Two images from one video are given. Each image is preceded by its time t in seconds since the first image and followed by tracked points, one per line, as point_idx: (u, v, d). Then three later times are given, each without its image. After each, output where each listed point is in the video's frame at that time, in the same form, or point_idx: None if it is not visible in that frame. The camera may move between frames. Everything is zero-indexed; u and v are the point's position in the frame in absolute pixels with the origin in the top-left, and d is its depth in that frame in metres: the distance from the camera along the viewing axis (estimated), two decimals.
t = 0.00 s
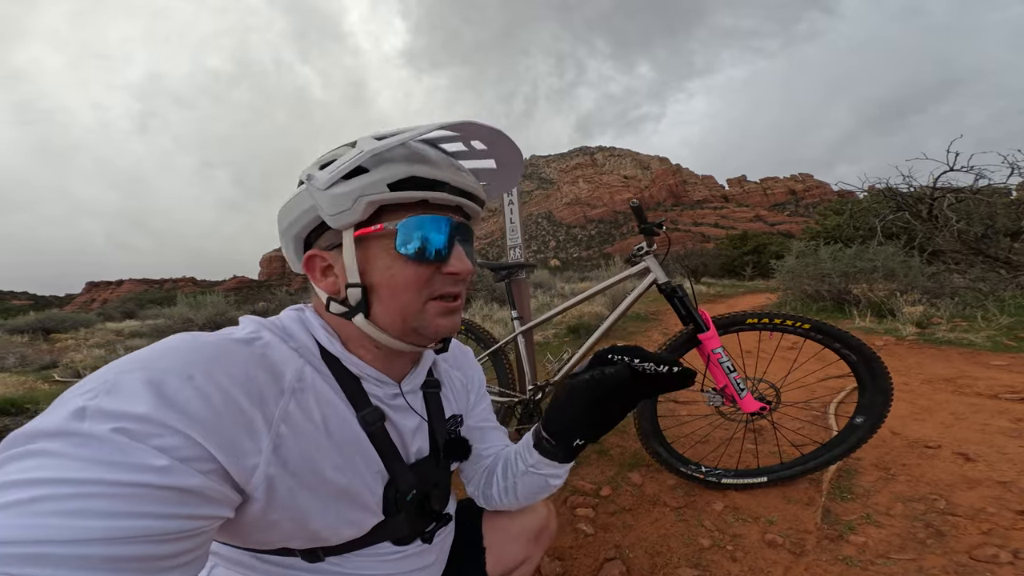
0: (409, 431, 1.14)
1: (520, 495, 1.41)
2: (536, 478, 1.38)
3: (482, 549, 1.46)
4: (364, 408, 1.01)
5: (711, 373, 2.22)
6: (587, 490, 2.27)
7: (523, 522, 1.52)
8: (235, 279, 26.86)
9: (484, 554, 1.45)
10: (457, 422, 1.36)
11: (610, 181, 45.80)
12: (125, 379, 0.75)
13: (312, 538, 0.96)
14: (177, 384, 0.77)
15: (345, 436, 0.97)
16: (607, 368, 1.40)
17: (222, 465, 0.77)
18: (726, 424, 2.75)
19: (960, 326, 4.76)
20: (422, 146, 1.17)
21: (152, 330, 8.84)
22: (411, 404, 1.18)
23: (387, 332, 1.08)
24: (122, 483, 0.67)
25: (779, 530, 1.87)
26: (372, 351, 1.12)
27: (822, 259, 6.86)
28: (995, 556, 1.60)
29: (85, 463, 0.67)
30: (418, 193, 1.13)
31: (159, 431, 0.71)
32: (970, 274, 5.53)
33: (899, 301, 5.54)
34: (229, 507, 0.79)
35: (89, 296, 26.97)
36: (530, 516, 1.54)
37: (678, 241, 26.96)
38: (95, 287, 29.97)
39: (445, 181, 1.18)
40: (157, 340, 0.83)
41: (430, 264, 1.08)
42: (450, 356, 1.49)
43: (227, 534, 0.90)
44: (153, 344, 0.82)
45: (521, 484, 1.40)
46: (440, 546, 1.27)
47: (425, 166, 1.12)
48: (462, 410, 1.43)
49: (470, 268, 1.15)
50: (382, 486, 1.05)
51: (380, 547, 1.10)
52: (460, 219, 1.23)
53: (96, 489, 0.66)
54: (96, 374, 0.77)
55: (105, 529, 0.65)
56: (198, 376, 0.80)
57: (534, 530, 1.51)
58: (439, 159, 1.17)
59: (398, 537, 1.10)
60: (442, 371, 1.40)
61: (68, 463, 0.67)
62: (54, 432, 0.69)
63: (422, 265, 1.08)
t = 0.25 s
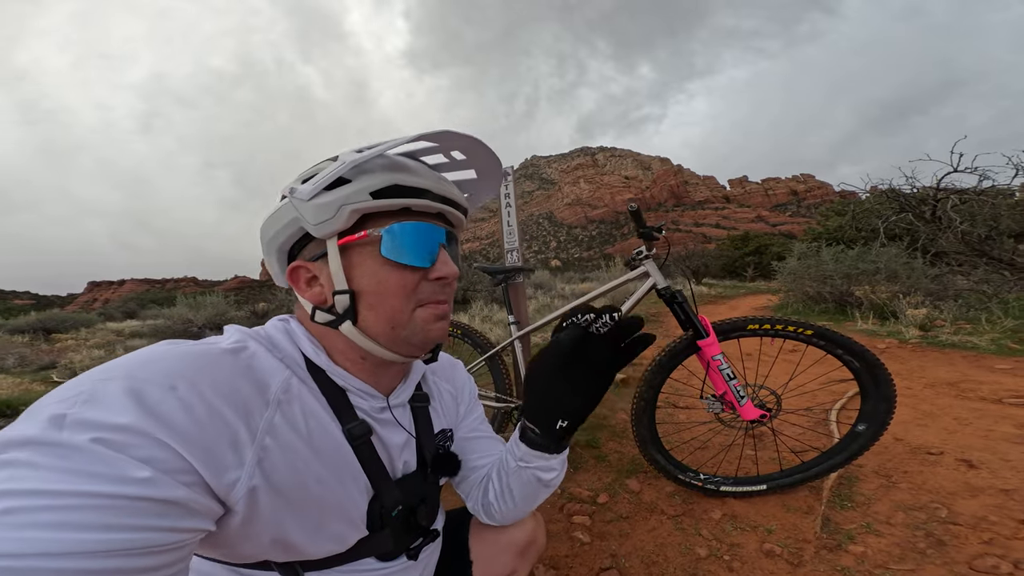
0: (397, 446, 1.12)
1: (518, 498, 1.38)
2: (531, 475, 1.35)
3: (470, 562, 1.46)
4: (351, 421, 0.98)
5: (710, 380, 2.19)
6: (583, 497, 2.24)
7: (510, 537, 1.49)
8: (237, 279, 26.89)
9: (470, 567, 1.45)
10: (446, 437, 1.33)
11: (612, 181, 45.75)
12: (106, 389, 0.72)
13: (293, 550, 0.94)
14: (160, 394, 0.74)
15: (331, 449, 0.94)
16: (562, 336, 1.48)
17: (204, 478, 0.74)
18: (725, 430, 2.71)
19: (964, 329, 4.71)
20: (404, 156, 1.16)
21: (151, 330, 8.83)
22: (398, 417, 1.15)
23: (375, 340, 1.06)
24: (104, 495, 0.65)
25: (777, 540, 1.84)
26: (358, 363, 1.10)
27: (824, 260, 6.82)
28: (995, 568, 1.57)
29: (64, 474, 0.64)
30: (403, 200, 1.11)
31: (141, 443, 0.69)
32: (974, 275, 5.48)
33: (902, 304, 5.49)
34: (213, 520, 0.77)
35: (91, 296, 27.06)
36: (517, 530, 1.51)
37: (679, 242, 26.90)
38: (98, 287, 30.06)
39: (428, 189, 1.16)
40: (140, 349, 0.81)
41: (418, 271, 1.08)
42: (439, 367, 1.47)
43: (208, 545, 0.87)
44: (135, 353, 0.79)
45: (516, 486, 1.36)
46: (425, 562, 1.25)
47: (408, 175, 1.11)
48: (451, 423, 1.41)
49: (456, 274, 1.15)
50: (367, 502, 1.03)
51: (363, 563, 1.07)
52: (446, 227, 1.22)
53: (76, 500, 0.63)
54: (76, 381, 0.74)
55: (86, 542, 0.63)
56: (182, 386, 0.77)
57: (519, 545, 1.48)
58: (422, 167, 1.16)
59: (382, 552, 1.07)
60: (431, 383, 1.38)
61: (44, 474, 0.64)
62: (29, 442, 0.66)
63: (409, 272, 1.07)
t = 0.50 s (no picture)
0: (391, 443, 1.10)
1: (520, 498, 1.35)
2: (535, 476, 1.33)
3: (467, 561, 1.44)
4: (343, 417, 0.97)
5: (713, 377, 2.16)
6: (584, 497, 2.22)
7: (511, 534, 1.47)
8: (239, 278, 26.92)
9: (470, 566, 1.43)
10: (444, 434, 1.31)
11: (613, 181, 45.69)
12: (75, 385, 0.70)
13: (280, 551, 0.92)
14: (133, 389, 0.72)
15: (318, 446, 0.92)
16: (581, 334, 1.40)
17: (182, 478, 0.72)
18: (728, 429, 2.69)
19: (969, 328, 4.67)
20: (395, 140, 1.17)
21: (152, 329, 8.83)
22: (392, 413, 1.14)
23: (370, 327, 1.04)
24: (73, 498, 0.62)
25: (781, 540, 1.81)
26: (349, 354, 1.09)
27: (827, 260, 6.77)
28: (1003, 567, 1.54)
29: (28, 476, 0.62)
30: (395, 181, 1.11)
31: (113, 441, 0.67)
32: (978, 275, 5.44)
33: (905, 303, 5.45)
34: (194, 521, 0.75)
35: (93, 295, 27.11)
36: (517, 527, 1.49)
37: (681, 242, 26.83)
38: (100, 286, 30.11)
39: (420, 171, 1.17)
40: (114, 343, 0.79)
41: (412, 253, 1.07)
42: (435, 361, 1.45)
43: (192, 547, 0.86)
44: (108, 347, 0.77)
45: (520, 484, 1.34)
46: (420, 562, 1.24)
47: (398, 155, 1.12)
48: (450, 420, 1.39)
49: (452, 256, 1.14)
50: (360, 500, 1.01)
51: (356, 562, 1.05)
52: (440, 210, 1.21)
53: (42, 504, 0.61)
54: (44, 378, 0.71)
55: (54, 549, 0.60)
56: (155, 381, 0.75)
57: (520, 542, 1.46)
58: (414, 150, 1.17)
59: (375, 552, 1.05)
60: (429, 377, 1.36)
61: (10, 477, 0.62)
62: None
63: (404, 254, 1.06)
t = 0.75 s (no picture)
0: (397, 434, 1.11)
1: (529, 494, 1.37)
2: (546, 472, 1.35)
3: (474, 554, 1.44)
4: (348, 409, 0.98)
5: (715, 375, 2.16)
6: (586, 494, 2.23)
7: (517, 529, 1.48)
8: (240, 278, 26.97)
9: (476, 560, 1.43)
10: (449, 426, 1.32)
11: (615, 181, 45.67)
12: (80, 378, 0.71)
13: (285, 544, 0.93)
14: (137, 382, 0.73)
15: (324, 438, 0.93)
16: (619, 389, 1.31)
17: (186, 470, 0.73)
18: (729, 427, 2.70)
19: (971, 328, 4.67)
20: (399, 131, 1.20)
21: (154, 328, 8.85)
22: (397, 405, 1.15)
23: (374, 313, 1.05)
24: (78, 491, 0.63)
25: (783, 537, 1.82)
26: (355, 343, 1.10)
27: (829, 260, 6.77)
28: (1006, 564, 1.54)
29: (33, 469, 0.63)
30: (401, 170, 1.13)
31: (116, 433, 0.67)
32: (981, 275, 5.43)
33: (908, 303, 5.44)
34: (198, 514, 0.76)
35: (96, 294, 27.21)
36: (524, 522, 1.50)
37: (682, 242, 26.81)
38: (102, 286, 30.19)
39: (423, 160, 1.19)
40: (118, 337, 0.80)
41: (417, 241, 1.09)
42: (439, 354, 1.46)
43: (199, 540, 0.87)
44: (112, 341, 0.78)
45: (530, 481, 1.35)
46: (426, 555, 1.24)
47: (401, 145, 1.14)
48: (456, 412, 1.40)
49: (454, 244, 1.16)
50: (365, 492, 1.02)
51: (362, 555, 1.06)
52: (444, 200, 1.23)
53: (47, 496, 0.62)
54: (50, 372, 0.73)
55: (59, 540, 0.62)
56: (159, 374, 0.76)
57: (527, 536, 1.47)
58: (417, 141, 1.20)
59: (381, 544, 1.06)
60: (434, 369, 1.37)
61: (15, 470, 0.63)
62: None
63: (408, 241, 1.08)
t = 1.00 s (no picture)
0: (402, 435, 1.11)
1: (532, 500, 1.36)
2: (549, 482, 1.33)
3: (480, 553, 1.45)
4: (354, 410, 0.99)
5: (718, 375, 2.17)
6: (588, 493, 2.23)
7: (523, 529, 1.49)
8: (243, 278, 27.06)
9: (481, 560, 1.45)
10: (453, 426, 1.33)
11: (617, 181, 45.66)
12: (92, 380, 0.72)
13: (293, 544, 0.94)
14: (147, 383, 0.74)
15: (331, 438, 0.94)
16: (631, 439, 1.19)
17: (196, 471, 0.74)
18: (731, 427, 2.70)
19: (974, 328, 4.65)
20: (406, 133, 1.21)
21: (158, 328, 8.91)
22: (403, 405, 1.15)
23: (382, 313, 1.06)
24: (89, 492, 0.64)
25: (785, 536, 1.82)
26: (362, 343, 1.11)
27: (831, 260, 6.75)
28: (1008, 564, 1.54)
29: (46, 470, 0.64)
30: (408, 170, 1.14)
31: (126, 434, 0.68)
32: (985, 274, 5.40)
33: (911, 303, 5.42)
34: (208, 515, 0.76)
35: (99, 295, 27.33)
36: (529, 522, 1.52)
37: (684, 242, 26.77)
38: (105, 286, 30.31)
39: (429, 161, 1.21)
40: (130, 339, 0.81)
41: (423, 241, 1.10)
42: (445, 354, 1.47)
43: (208, 540, 0.88)
44: (124, 343, 0.80)
45: (537, 489, 1.34)
46: (431, 554, 1.25)
47: (409, 145, 1.15)
48: (461, 412, 1.41)
49: (460, 244, 1.17)
50: (371, 493, 1.03)
51: (368, 554, 1.07)
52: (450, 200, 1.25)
53: (59, 498, 0.63)
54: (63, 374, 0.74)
55: (70, 541, 0.62)
56: (169, 374, 0.77)
57: (532, 536, 1.49)
58: (424, 142, 1.21)
59: (387, 544, 1.07)
60: (439, 370, 1.37)
61: (29, 471, 0.64)
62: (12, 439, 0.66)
63: (415, 241, 1.09)
